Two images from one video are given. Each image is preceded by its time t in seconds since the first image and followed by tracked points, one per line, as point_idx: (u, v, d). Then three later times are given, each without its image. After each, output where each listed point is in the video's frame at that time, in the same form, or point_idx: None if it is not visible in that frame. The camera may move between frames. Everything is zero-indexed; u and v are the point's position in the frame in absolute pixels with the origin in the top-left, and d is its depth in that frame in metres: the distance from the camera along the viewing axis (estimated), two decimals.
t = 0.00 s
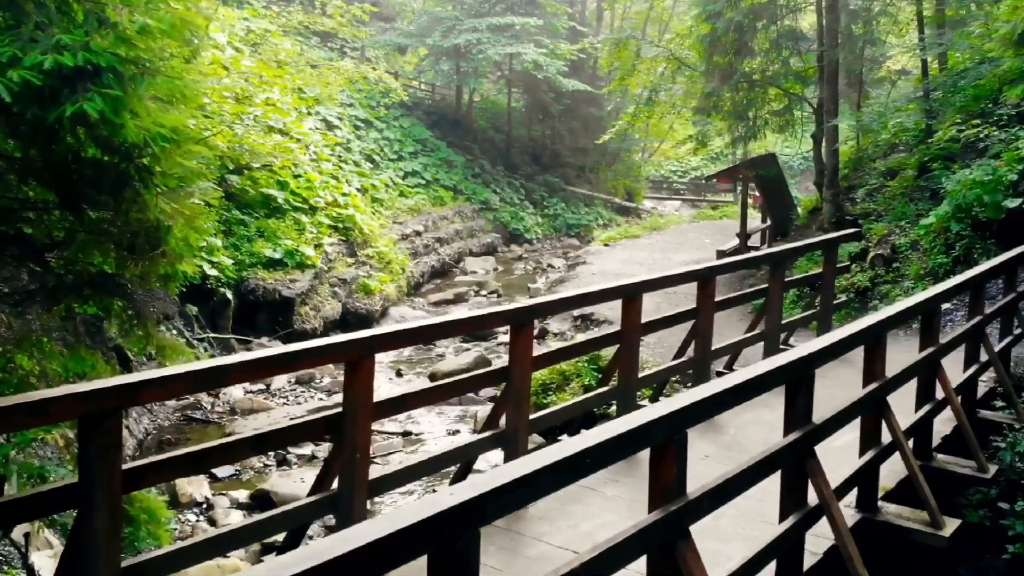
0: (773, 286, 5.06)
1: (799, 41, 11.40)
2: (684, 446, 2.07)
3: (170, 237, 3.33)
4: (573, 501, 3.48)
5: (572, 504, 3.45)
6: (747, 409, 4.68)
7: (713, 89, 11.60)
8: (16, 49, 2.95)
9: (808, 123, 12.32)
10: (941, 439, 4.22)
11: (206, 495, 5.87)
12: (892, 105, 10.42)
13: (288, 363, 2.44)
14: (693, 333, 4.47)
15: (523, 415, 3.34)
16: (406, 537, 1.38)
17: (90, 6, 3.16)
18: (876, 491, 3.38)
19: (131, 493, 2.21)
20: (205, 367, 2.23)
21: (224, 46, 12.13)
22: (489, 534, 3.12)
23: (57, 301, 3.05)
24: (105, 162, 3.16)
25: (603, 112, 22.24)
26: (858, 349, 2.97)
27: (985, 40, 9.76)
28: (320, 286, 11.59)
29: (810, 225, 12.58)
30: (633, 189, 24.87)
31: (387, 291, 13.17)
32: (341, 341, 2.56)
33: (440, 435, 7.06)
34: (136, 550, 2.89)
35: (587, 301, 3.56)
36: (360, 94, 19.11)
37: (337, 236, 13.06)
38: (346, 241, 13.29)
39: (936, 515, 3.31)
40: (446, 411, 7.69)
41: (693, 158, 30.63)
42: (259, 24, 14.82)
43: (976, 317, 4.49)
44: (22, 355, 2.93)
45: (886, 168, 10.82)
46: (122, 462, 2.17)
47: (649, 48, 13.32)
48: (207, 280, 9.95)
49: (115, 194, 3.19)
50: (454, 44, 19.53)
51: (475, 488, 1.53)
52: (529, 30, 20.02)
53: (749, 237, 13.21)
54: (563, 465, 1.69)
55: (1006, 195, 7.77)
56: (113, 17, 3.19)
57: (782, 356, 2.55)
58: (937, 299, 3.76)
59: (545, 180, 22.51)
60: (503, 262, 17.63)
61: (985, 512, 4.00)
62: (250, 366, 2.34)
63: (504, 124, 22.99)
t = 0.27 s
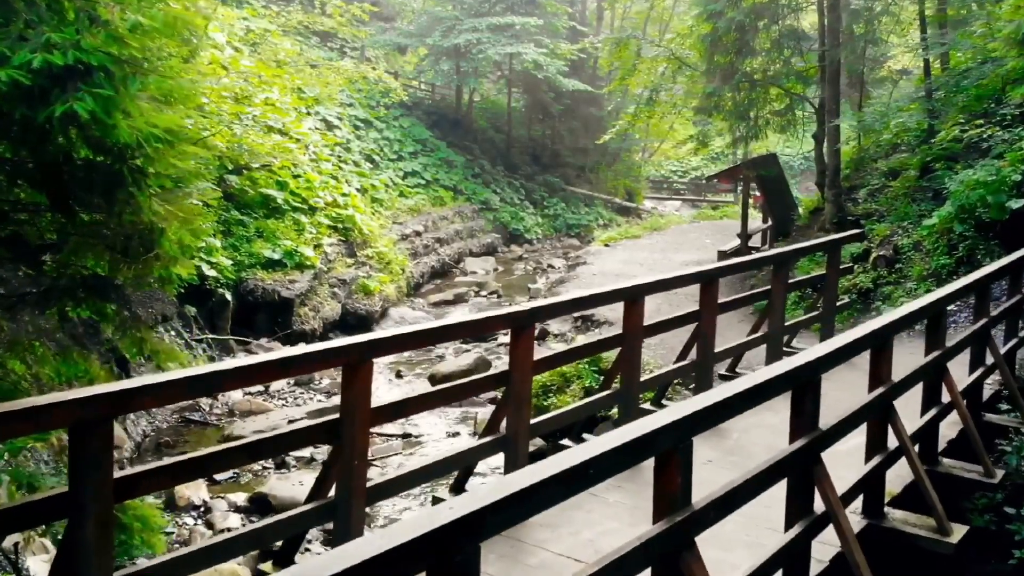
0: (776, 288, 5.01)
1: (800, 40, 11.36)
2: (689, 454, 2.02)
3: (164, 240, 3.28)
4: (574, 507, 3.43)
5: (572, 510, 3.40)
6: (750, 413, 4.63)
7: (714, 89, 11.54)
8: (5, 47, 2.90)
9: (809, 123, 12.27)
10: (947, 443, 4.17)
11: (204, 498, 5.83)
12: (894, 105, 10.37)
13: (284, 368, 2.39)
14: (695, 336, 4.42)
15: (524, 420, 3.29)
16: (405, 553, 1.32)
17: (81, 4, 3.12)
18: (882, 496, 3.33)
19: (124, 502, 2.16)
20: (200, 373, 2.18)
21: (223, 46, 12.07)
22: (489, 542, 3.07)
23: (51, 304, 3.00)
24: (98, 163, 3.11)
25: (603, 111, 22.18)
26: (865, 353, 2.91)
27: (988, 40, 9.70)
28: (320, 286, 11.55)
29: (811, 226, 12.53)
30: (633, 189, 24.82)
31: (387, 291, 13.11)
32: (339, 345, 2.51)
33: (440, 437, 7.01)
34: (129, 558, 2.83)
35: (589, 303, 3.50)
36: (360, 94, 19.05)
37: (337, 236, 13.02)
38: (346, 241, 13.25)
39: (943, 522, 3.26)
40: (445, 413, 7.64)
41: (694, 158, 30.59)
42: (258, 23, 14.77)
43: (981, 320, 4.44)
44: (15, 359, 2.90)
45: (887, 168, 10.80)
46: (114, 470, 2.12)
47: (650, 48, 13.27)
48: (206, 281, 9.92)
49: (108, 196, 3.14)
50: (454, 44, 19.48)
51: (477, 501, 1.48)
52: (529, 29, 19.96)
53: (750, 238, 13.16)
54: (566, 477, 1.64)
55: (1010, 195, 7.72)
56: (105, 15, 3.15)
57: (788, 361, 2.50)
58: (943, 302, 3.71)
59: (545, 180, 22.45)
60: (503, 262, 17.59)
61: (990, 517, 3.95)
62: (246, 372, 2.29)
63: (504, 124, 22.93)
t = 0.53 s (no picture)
0: (780, 290, 4.95)
1: (802, 40, 11.25)
2: (695, 463, 1.97)
3: (158, 242, 3.24)
4: (576, 514, 3.39)
5: (574, 517, 3.35)
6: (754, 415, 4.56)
7: (716, 89, 11.51)
8: None
9: (811, 123, 12.22)
10: (953, 447, 4.11)
11: (202, 501, 5.80)
12: (897, 105, 10.34)
13: (279, 374, 2.34)
14: (699, 338, 4.37)
15: (524, 424, 3.24)
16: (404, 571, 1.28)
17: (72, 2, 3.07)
18: (888, 502, 3.28)
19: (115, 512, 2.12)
20: (192, 379, 2.13)
21: (222, 46, 12.03)
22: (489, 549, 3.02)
23: (43, 307, 2.98)
24: (90, 164, 3.06)
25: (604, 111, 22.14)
26: (872, 358, 2.86)
27: (991, 39, 9.65)
28: (319, 287, 11.50)
29: (812, 226, 12.49)
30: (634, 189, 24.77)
31: (387, 292, 13.05)
32: (336, 350, 2.46)
33: (440, 439, 6.97)
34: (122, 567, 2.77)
35: (590, 306, 3.45)
36: (360, 94, 19.02)
37: (337, 237, 12.97)
38: (345, 241, 13.20)
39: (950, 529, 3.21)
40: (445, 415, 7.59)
41: (694, 158, 30.58)
42: (258, 23, 14.72)
43: (987, 322, 4.39)
44: (8, 364, 2.86)
45: (889, 169, 10.78)
46: (105, 479, 2.07)
47: (650, 48, 13.24)
48: (206, 281, 9.88)
49: (100, 198, 3.08)
50: (454, 43, 19.44)
51: (477, 514, 1.43)
52: (529, 29, 19.92)
53: (751, 238, 13.11)
54: (569, 489, 1.59)
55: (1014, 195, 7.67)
56: (96, 13, 3.10)
57: (795, 366, 2.45)
58: (950, 304, 3.66)
59: (546, 180, 22.40)
60: (503, 262, 17.54)
61: (997, 522, 3.90)
62: (240, 378, 2.24)
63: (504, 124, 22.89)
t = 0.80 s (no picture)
0: (783, 292, 4.90)
1: (803, 39, 11.15)
2: (701, 473, 1.92)
3: (151, 245, 3.22)
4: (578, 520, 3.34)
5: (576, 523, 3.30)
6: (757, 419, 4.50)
7: (717, 89, 11.47)
8: None
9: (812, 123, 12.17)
10: (959, 452, 4.06)
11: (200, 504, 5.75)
12: (899, 105, 10.28)
13: (274, 381, 2.28)
14: (701, 341, 4.32)
15: (525, 430, 3.18)
16: None
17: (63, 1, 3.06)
18: (894, 509, 3.23)
19: (106, 522, 2.07)
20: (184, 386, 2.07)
21: (221, 45, 11.98)
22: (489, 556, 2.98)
23: (35, 311, 2.93)
24: (82, 165, 3.04)
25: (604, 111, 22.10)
26: (878, 362, 2.81)
27: (993, 39, 9.61)
28: (318, 288, 11.45)
29: (813, 226, 12.44)
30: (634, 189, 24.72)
31: (387, 292, 13.00)
32: (332, 355, 2.40)
33: (439, 442, 6.92)
34: None
35: (592, 309, 3.40)
36: (360, 93, 18.98)
37: (336, 237, 12.93)
38: (344, 242, 13.16)
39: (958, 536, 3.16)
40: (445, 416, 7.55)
41: (694, 158, 30.56)
42: (257, 23, 14.67)
43: (993, 325, 4.33)
44: None
45: (891, 169, 10.74)
46: (96, 488, 2.02)
47: (651, 47, 13.20)
48: (204, 282, 9.85)
49: (92, 200, 3.04)
50: (454, 43, 19.39)
51: (478, 531, 1.38)
52: (530, 29, 19.88)
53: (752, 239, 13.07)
54: (572, 502, 1.54)
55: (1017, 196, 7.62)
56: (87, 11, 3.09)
57: (802, 372, 2.40)
58: (956, 307, 3.61)
59: (546, 180, 22.34)
60: (503, 263, 17.50)
61: (1003, 528, 3.85)
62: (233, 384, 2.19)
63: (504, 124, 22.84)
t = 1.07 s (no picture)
0: (786, 294, 4.85)
1: (805, 40, 11.10)
2: (708, 482, 1.87)
3: (144, 248, 3.15)
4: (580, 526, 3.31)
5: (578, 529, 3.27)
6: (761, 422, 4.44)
7: (719, 89, 11.42)
8: None
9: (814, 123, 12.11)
10: (965, 456, 4.01)
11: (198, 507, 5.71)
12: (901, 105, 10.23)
13: (270, 387, 2.23)
14: (704, 344, 4.27)
15: (526, 435, 3.13)
16: None
17: None
18: (901, 515, 3.18)
19: (99, 532, 2.02)
20: (179, 393, 2.02)
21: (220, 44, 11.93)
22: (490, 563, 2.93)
23: (27, 315, 2.92)
24: (73, 166, 2.98)
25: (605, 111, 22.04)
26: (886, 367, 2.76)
27: (996, 38, 9.55)
28: (318, 288, 11.39)
29: (814, 226, 12.39)
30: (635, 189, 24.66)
31: (387, 293, 12.95)
32: (329, 361, 2.35)
33: (439, 444, 6.87)
34: None
35: (594, 311, 3.35)
36: (359, 93, 18.93)
37: (335, 238, 12.90)
38: (344, 243, 13.11)
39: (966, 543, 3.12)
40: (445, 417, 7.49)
41: (694, 158, 30.54)
42: (257, 23, 14.64)
43: (999, 328, 4.28)
44: None
45: (893, 169, 10.70)
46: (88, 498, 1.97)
47: (652, 47, 13.15)
48: (203, 283, 9.82)
49: (83, 202, 3.00)
50: (454, 43, 19.33)
51: (479, 546, 1.33)
52: (530, 29, 19.82)
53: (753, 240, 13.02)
54: (576, 515, 1.49)
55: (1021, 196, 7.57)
56: (78, 8, 3.03)
57: (809, 378, 2.35)
58: (964, 309, 3.55)
59: (546, 180, 22.30)
60: (503, 263, 17.46)
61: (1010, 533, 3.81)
62: (230, 390, 2.13)
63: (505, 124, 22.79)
